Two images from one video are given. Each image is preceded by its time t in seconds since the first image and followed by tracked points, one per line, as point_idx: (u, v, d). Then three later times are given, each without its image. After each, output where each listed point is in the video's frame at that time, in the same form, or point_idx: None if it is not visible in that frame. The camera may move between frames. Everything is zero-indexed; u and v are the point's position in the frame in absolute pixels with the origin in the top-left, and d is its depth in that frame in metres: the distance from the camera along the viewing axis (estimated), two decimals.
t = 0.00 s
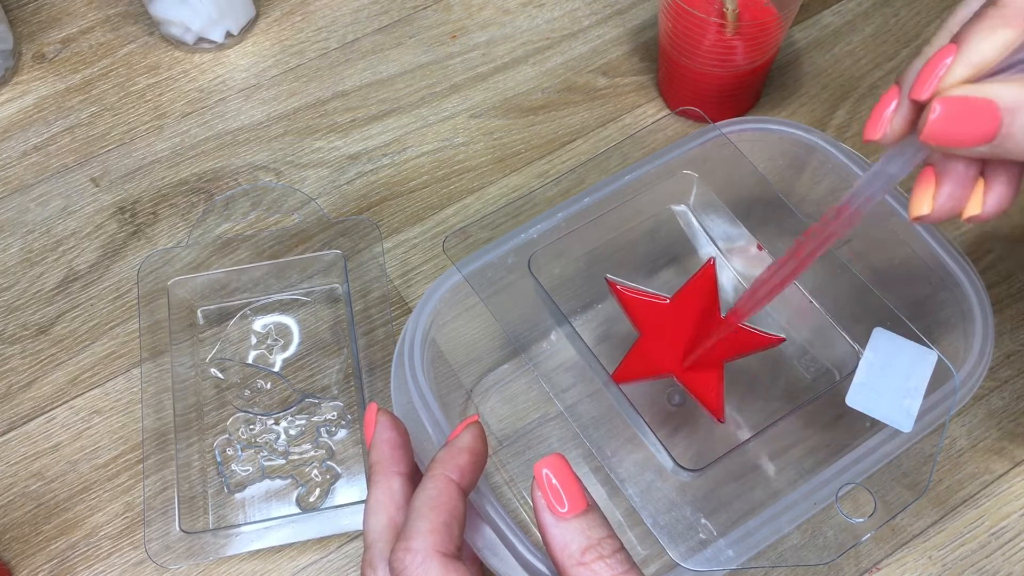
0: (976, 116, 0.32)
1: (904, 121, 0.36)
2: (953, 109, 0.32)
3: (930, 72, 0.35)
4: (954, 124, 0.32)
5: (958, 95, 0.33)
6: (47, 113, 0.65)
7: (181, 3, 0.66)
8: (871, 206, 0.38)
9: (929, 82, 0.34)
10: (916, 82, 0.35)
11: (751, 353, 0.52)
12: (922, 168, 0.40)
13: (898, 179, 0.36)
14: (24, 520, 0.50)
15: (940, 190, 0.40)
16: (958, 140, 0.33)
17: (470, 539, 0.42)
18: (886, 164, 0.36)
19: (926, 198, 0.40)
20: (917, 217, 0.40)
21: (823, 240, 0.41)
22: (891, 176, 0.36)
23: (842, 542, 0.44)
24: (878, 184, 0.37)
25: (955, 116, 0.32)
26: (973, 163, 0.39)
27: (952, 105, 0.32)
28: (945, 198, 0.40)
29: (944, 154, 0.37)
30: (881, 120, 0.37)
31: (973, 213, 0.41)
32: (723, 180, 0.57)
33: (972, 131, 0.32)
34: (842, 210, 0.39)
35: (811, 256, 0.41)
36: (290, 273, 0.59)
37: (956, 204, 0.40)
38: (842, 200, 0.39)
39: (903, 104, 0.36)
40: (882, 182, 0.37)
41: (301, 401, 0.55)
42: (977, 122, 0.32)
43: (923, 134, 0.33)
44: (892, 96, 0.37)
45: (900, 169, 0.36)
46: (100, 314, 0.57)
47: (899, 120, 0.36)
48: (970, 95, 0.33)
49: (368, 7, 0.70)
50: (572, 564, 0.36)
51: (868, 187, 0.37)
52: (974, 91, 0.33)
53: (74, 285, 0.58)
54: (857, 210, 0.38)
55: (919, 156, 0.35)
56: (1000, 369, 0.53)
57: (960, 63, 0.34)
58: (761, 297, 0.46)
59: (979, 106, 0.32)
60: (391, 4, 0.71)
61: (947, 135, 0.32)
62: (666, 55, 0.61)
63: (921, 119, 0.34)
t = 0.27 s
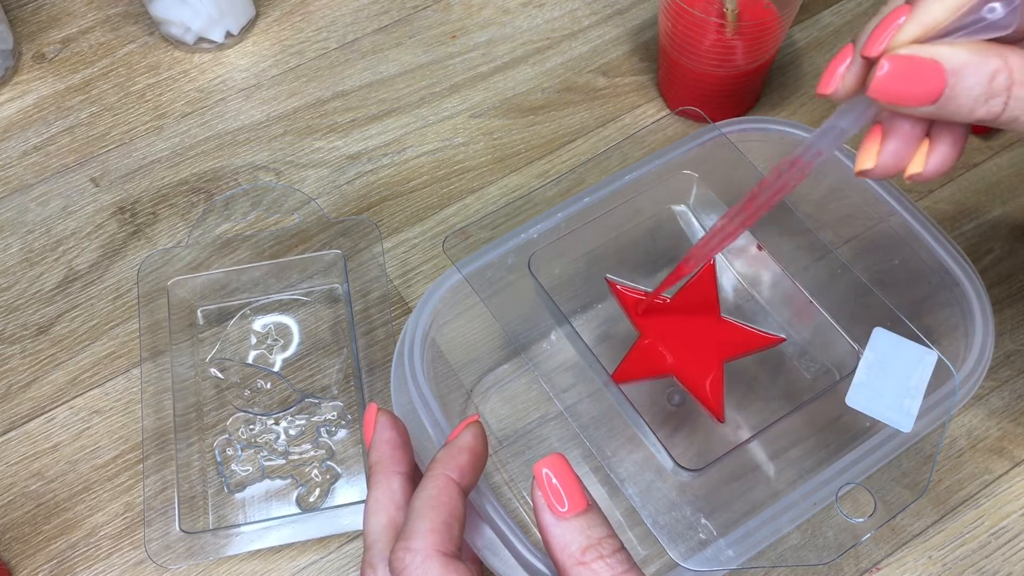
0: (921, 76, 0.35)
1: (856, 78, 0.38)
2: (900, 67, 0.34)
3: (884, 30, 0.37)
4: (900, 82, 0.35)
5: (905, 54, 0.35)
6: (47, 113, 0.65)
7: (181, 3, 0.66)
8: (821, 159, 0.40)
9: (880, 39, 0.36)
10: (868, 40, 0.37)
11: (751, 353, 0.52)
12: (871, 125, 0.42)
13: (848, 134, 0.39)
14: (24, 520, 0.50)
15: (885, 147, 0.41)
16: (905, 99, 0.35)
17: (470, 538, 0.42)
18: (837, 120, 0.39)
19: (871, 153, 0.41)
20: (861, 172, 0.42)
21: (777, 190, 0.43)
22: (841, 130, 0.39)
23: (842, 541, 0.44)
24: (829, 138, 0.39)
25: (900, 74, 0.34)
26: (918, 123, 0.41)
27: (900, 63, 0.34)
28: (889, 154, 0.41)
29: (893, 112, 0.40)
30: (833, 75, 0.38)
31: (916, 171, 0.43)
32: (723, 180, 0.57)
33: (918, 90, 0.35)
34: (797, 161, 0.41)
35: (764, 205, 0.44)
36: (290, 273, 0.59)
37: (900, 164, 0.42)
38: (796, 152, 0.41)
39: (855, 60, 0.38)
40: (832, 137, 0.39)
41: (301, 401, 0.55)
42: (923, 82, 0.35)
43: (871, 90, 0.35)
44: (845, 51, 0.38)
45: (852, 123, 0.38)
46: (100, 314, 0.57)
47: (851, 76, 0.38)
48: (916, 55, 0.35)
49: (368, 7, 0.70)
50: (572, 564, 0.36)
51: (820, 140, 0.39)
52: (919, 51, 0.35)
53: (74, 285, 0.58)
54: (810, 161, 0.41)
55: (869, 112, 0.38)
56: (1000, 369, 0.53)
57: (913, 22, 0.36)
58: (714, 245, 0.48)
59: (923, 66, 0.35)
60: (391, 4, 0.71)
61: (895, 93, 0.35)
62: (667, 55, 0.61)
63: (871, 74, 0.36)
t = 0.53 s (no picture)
0: (898, 71, 0.35)
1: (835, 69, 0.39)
2: (878, 63, 0.35)
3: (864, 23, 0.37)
4: (877, 77, 0.35)
5: (882, 49, 0.35)
6: (47, 113, 0.65)
7: (181, 3, 0.66)
8: (800, 148, 0.42)
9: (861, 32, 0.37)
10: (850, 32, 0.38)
11: (751, 353, 0.52)
12: (850, 117, 0.43)
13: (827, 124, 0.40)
14: (24, 520, 0.50)
15: (862, 140, 0.42)
16: (881, 93, 0.36)
17: (470, 538, 0.42)
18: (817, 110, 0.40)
19: (849, 145, 0.42)
20: (838, 162, 0.43)
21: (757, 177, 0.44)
22: (820, 120, 0.40)
23: (842, 541, 0.44)
24: (808, 128, 0.40)
25: (877, 69, 0.35)
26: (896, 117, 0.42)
27: (877, 59, 0.35)
28: (865, 146, 0.42)
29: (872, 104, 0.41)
30: (814, 67, 0.40)
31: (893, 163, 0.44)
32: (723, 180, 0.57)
33: (895, 84, 0.36)
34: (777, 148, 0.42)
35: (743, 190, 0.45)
36: (290, 273, 0.59)
37: (875, 156, 0.43)
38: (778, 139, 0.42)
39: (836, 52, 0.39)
40: (811, 127, 0.40)
41: (301, 401, 0.55)
42: (900, 77, 0.35)
43: (850, 84, 0.36)
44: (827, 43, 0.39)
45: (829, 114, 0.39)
46: (100, 314, 0.57)
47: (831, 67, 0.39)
48: (893, 49, 0.35)
49: (368, 7, 0.70)
50: (572, 564, 0.37)
51: (800, 129, 0.41)
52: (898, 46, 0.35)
53: (74, 285, 0.58)
54: (790, 150, 0.42)
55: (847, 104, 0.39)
56: (1000, 369, 0.53)
57: (892, 17, 0.36)
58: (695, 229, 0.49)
59: (900, 61, 0.35)
60: (391, 4, 0.71)
61: (873, 86, 0.36)
62: (667, 55, 0.61)
63: (849, 68, 0.37)
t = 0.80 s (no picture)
0: (887, 69, 0.35)
1: (825, 67, 0.39)
2: (865, 61, 0.35)
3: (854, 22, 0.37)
4: (865, 75, 0.35)
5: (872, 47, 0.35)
6: (47, 113, 0.65)
7: (181, 3, 0.66)
8: (791, 145, 0.42)
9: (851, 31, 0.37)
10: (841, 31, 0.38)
11: (751, 352, 0.52)
12: (842, 113, 0.43)
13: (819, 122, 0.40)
14: (24, 520, 0.50)
15: (852, 136, 0.42)
16: (870, 91, 0.36)
17: (470, 539, 0.42)
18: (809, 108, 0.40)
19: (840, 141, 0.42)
20: (829, 160, 0.43)
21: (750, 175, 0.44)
22: (811, 117, 0.40)
23: (842, 541, 0.44)
24: (800, 124, 0.40)
25: (865, 67, 0.35)
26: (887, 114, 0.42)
27: (866, 57, 0.35)
28: (856, 143, 0.42)
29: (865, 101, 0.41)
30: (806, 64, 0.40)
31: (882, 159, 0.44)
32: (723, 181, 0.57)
33: (884, 82, 0.36)
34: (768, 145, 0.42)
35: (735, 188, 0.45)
36: (290, 273, 0.59)
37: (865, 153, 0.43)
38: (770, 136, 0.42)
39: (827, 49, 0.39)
40: (803, 123, 0.40)
41: (301, 401, 0.55)
42: (890, 75, 0.36)
43: (839, 81, 0.36)
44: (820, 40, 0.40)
45: (820, 112, 0.40)
46: (100, 314, 0.57)
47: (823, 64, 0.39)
48: (883, 48, 0.35)
49: (368, 7, 0.70)
50: (572, 564, 0.37)
51: (794, 126, 0.41)
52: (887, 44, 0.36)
53: (74, 285, 0.58)
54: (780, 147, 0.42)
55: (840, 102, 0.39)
56: (1000, 369, 0.53)
57: (880, 16, 0.36)
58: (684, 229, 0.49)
59: (889, 59, 0.35)
60: (391, 4, 0.71)
61: (861, 84, 0.36)
62: (667, 55, 0.61)
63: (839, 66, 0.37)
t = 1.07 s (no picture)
0: (928, 81, 0.35)
1: (865, 79, 0.38)
2: (907, 72, 0.35)
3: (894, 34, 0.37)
4: (906, 87, 0.35)
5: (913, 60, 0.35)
6: (47, 113, 0.65)
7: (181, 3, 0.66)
8: (830, 157, 0.40)
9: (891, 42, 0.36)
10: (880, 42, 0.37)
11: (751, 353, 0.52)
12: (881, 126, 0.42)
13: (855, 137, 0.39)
14: (24, 520, 0.50)
15: (892, 148, 0.42)
16: (911, 103, 0.35)
17: (470, 539, 0.42)
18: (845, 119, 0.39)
19: (880, 153, 0.42)
20: (869, 172, 0.42)
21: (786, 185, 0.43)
22: (850, 130, 0.38)
23: (843, 541, 0.44)
24: (837, 137, 0.39)
25: (907, 79, 0.35)
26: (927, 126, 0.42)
27: (908, 69, 0.34)
28: (896, 156, 0.42)
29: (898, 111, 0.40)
30: (844, 76, 0.39)
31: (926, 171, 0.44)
32: (723, 181, 0.57)
33: (926, 95, 0.35)
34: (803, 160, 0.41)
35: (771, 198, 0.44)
36: (290, 273, 0.59)
37: (905, 165, 0.43)
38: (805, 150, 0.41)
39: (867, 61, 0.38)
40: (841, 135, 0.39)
41: (301, 401, 0.55)
42: (931, 87, 0.35)
43: (879, 93, 0.35)
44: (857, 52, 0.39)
45: (859, 124, 0.38)
46: (99, 314, 0.57)
47: (862, 77, 0.38)
48: (925, 60, 0.35)
49: (368, 7, 0.70)
50: (572, 564, 0.36)
51: (829, 139, 0.39)
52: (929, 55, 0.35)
53: (74, 285, 0.58)
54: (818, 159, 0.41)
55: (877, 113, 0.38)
56: (1000, 369, 0.53)
57: (924, 28, 0.36)
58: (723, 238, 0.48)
59: (932, 70, 0.35)
60: (391, 4, 0.71)
61: (902, 97, 0.35)
62: (667, 55, 0.61)
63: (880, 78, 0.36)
